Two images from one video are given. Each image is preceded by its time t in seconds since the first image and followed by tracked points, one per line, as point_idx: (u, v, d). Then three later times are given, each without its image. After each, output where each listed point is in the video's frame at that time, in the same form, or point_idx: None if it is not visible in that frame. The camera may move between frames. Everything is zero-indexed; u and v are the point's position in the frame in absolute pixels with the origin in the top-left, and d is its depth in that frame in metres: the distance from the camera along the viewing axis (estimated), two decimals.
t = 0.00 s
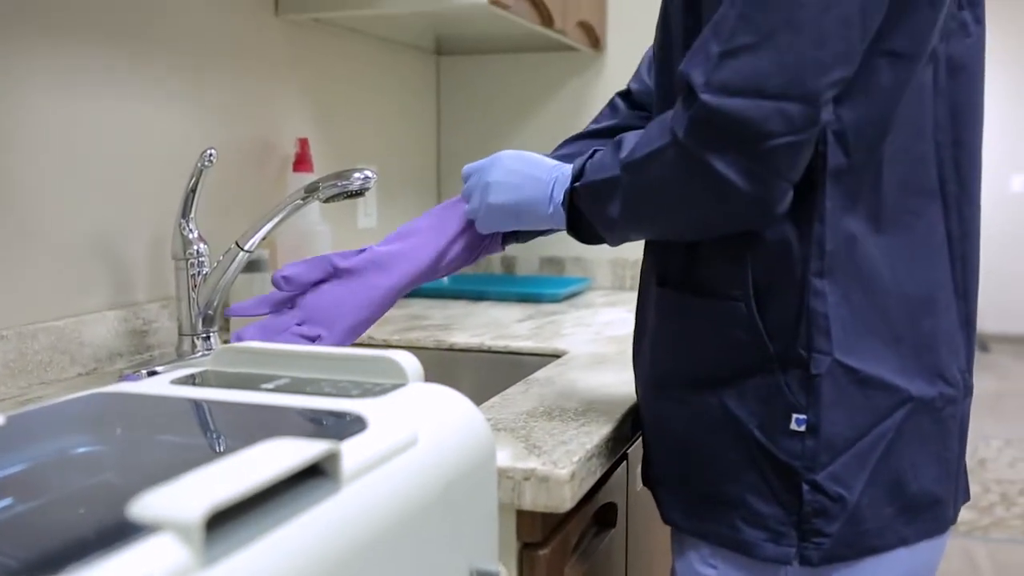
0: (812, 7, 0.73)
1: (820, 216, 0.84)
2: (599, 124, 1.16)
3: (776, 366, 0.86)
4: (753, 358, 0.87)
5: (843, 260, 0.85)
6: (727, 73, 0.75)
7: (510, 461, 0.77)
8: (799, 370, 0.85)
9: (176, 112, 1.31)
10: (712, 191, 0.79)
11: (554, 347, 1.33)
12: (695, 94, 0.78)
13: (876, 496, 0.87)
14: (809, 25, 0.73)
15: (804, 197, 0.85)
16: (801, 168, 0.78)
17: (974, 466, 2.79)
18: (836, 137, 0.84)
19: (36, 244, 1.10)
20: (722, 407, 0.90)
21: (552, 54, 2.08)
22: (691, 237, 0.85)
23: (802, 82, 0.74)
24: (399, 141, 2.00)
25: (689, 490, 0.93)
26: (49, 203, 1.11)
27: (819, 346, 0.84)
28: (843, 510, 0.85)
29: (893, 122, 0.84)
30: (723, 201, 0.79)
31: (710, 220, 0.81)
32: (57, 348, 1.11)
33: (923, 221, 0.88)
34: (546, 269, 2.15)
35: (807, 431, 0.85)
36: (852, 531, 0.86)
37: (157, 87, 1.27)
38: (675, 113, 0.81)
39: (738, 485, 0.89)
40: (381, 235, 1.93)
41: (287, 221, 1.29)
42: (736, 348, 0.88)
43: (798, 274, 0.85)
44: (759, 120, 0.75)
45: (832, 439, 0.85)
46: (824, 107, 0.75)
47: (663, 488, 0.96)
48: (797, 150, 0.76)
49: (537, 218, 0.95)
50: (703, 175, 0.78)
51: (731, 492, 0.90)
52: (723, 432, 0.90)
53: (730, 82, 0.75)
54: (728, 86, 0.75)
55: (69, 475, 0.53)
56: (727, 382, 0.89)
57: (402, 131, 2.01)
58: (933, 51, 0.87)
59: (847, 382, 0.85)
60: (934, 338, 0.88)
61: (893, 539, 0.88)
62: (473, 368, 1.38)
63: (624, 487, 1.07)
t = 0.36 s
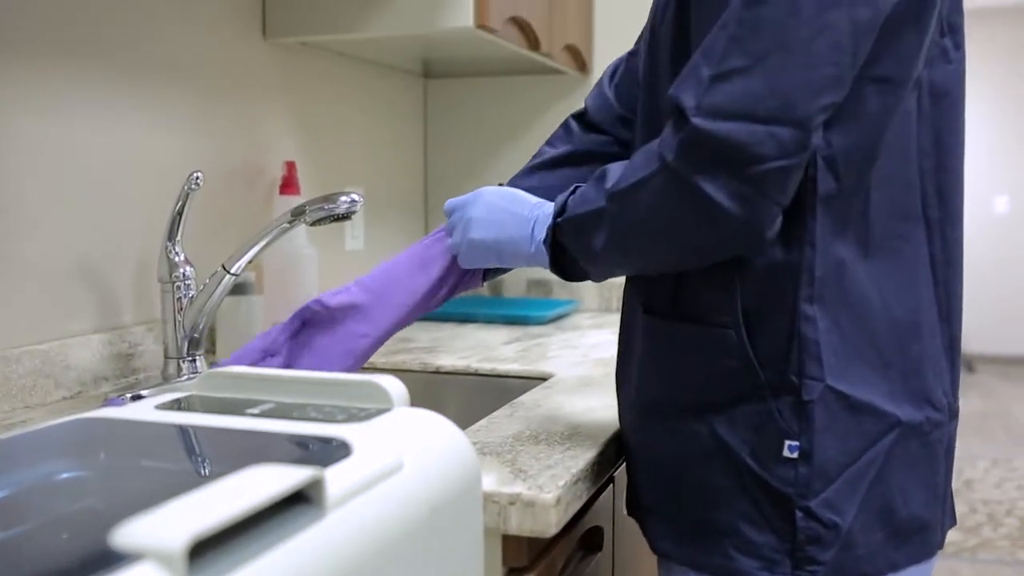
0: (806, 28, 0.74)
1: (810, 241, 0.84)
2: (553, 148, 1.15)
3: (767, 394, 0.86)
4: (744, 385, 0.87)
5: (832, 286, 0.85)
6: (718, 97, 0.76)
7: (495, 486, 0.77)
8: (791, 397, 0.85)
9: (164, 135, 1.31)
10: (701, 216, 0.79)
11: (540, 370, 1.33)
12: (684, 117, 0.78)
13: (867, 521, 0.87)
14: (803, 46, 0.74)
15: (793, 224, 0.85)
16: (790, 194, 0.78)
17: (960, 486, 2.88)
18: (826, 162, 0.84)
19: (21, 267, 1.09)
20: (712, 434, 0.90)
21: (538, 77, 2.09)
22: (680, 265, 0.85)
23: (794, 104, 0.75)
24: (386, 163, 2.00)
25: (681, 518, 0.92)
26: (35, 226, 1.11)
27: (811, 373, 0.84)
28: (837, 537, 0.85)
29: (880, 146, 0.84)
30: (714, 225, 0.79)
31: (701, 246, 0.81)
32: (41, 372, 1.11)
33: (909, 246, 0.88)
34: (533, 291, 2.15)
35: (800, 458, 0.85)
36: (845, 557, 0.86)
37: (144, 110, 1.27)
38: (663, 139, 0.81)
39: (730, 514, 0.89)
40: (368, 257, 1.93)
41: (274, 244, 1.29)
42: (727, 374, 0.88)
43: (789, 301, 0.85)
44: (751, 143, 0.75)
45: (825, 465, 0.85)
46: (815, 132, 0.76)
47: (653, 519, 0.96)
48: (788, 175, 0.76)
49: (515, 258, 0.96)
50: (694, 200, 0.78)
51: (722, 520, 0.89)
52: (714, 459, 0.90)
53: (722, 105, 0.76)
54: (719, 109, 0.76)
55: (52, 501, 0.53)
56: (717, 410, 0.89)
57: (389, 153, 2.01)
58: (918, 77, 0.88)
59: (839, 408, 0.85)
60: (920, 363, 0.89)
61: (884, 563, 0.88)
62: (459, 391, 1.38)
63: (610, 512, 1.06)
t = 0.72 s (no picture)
0: (786, 45, 0.75)
1: (803, 263, 0.84)
2: (536, 176, 1.15)
3: (762, 418, 0.86)
4: (740, 409, 0.87)
5: (823, 310, 0.85)
6: (703, 112, 0.77)
7: (481, 513, 0.77)
8: (785, 422, 0.85)
9: (150, 161, 1.31)
10: (689, 231, 0.79)
11: (527, 395, 1.33)
12: (669, 132, 0.79)
13: (857, 549, 0.87)
14: (783, 63, 0.75)
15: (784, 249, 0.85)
16: (779, 210, 0.78)
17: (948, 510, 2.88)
18: (812, 184, 0.85)
19: (5, 293, 1.09)
20: (708, 461, 0.89)
21: (524, 102, 2.11)
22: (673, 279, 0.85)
23: (776, 121, 0.75)
24: (373, 188, 2.00)
25: (676, 543, 0.92)
26: (20, 251, 1.11)
27: (805, 398, 0.84)
28: (831, 565, 0.84)
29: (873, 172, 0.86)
30: (703, 240, 0.79)
31: (692, 260, 0.81)
32: (25, 398, 1.10)
33: (894, 273, 0.90)
34: (520, 316, 2.16)
35: (795, 484, 0.84)
36: None
37: (131, 134, 1.28)
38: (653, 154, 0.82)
39: (726, 540, 0.89)
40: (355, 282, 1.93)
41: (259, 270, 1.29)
42: (721, 398, 0.87)
43: (783, 322, 0.85)
44: (734, 158, 0.75)
45: (820, 491, 0.84)
46: (799, 149, 0.76)
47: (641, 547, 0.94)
48: (774, 190, 0.76)
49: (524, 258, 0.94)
50: (682, 217, 0.79)
51: (717, 546, 0.89)
52: (710, 486, 0.89)
53: (706, 121, 0.76)
54: (704, 124, 0.77)
55: (34, 530, 0.53)
56: (711, 435, 0.89)
57: (376, 178, 2.02)
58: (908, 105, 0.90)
59: (832, 433, 0.85)
60: (904, 389, 0.90)
61: None
62: (445, 417, 1.38)
63: (596, 539, 1.06)
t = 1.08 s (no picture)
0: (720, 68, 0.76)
1: (765, 289, 0.85)
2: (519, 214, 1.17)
3: (746, 446, 0.86)
4: (722, 440, 0.87)
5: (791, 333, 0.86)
6: (640, 134, 0.77)
7: (465, 539, 0.76)
8: (768, 448, 0.85)
9: (136, 187, 1.31)
10: (639, 255, 0.79)
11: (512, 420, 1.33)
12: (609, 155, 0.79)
13: (848, 571, 0.87)
14: (716, 86, 0.76)
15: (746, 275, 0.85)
16: (723, 233, 0.79)
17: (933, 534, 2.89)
18: (766, 208, 0.86)
19: None
20: (697, 495, 0.89)
21: (510, 127, 2.12)
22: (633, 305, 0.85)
23: (711, 144, 0.76)
24: (359, 213, 2.01)
25: None
26: (4, 277, 1.10)
27: (784, 422, 0.84)
28: None
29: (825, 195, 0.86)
30: (649, 265, 0.80)
31: (644, 284, 0.81)
32: (7, 425, 1.10)
33: (856, 290, 0.91)
34: (506, 340, 2.16)
35: (783, 509, 0.84)
36: None
37: (116, 161, 1.28)
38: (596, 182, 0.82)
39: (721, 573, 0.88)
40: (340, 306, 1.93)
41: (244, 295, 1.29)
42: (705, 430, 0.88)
43: (754, 346, 0.85)
44: (675, 180, 0.76)
45: (808, 514, 0.84)
46: (740, 169, 0.77)
47: None
48: (717, 210, 0.77)
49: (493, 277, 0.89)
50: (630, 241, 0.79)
51: None
52: (701, 518, 0.89)
53: (644, 142, 0.77)
54: (641, 144, 0.77)
55: (15, 560, 0.52)
56: (696, 468, 0.89)
57: (362, 203, 2.02)
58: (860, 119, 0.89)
59: (812, 454, 0.85)
60: (873, 405, 0.91)
61: None
62: (431, 443, 1.38)
63: (581, 564, 1.06)
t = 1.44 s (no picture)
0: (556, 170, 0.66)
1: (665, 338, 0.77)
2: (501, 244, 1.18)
3: (660, 492, 0.78)
4: (637, 488, 0.79)
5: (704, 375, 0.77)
6: (480, 223, 0.65)
7: (452, 566, 0.76)
8: (685, 491, 0.77)
9: (122, 210, 1.31)
10: (449, 343, 0.67)
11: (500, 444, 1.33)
12: (439, 246, 0.66)
13: None
14: (533, 196, 0.66)
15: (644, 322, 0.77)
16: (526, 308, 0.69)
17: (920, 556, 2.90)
18: (663, 258, 0.77)
19: None
20: (618, 540, 0.81)
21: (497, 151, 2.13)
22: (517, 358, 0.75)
23: (522, 245, 0.66)
24: (347, 236, 2.01)
25: None
26: None
27: (696, 466, 0.76)
28: None
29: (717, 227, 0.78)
30: (446, 356, 0.68)
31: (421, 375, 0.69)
32: None
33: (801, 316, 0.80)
34: (494, 363, 2.16)
35: (702, 552, 0.76)
36: None
37: (103, 186, 1.28)
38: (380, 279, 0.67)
39: None
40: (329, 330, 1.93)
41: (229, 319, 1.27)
42: (621, 478, 0.80)
43: (659, 400, 0.77)
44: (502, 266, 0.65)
45: (730, 557, 0.77)
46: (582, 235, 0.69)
47: None
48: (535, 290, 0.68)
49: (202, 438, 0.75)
50: (441, 339, 0.67)
51: None
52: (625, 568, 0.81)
53: (484, 232, 0.65)
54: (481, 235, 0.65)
55: None
56: (618, 516, 0.81)
57: (351, 227, 2.03)
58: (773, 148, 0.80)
59: (732, 495, 0.77)
60: (827, 430, 0.80)
61: None
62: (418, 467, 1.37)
63: None
